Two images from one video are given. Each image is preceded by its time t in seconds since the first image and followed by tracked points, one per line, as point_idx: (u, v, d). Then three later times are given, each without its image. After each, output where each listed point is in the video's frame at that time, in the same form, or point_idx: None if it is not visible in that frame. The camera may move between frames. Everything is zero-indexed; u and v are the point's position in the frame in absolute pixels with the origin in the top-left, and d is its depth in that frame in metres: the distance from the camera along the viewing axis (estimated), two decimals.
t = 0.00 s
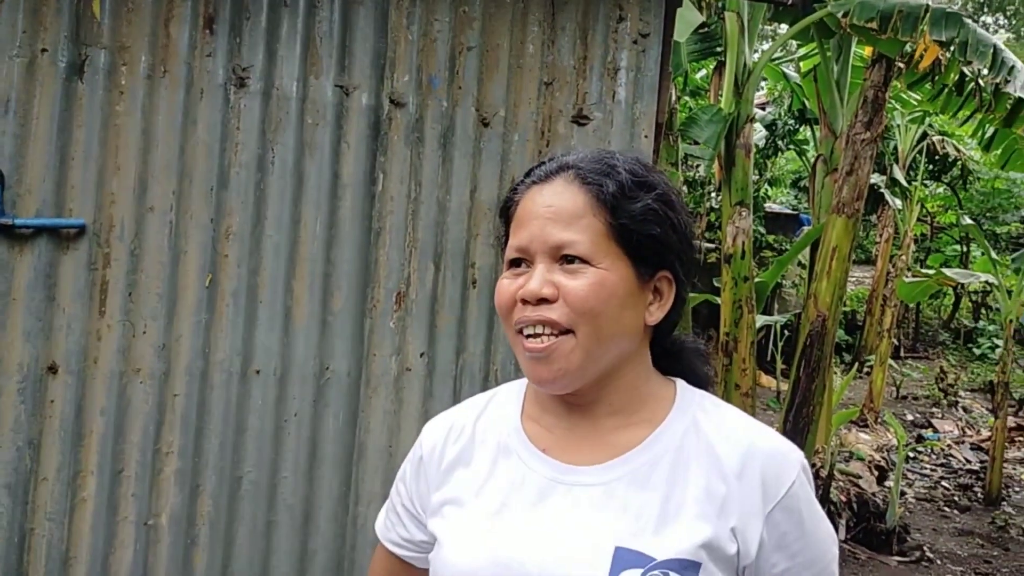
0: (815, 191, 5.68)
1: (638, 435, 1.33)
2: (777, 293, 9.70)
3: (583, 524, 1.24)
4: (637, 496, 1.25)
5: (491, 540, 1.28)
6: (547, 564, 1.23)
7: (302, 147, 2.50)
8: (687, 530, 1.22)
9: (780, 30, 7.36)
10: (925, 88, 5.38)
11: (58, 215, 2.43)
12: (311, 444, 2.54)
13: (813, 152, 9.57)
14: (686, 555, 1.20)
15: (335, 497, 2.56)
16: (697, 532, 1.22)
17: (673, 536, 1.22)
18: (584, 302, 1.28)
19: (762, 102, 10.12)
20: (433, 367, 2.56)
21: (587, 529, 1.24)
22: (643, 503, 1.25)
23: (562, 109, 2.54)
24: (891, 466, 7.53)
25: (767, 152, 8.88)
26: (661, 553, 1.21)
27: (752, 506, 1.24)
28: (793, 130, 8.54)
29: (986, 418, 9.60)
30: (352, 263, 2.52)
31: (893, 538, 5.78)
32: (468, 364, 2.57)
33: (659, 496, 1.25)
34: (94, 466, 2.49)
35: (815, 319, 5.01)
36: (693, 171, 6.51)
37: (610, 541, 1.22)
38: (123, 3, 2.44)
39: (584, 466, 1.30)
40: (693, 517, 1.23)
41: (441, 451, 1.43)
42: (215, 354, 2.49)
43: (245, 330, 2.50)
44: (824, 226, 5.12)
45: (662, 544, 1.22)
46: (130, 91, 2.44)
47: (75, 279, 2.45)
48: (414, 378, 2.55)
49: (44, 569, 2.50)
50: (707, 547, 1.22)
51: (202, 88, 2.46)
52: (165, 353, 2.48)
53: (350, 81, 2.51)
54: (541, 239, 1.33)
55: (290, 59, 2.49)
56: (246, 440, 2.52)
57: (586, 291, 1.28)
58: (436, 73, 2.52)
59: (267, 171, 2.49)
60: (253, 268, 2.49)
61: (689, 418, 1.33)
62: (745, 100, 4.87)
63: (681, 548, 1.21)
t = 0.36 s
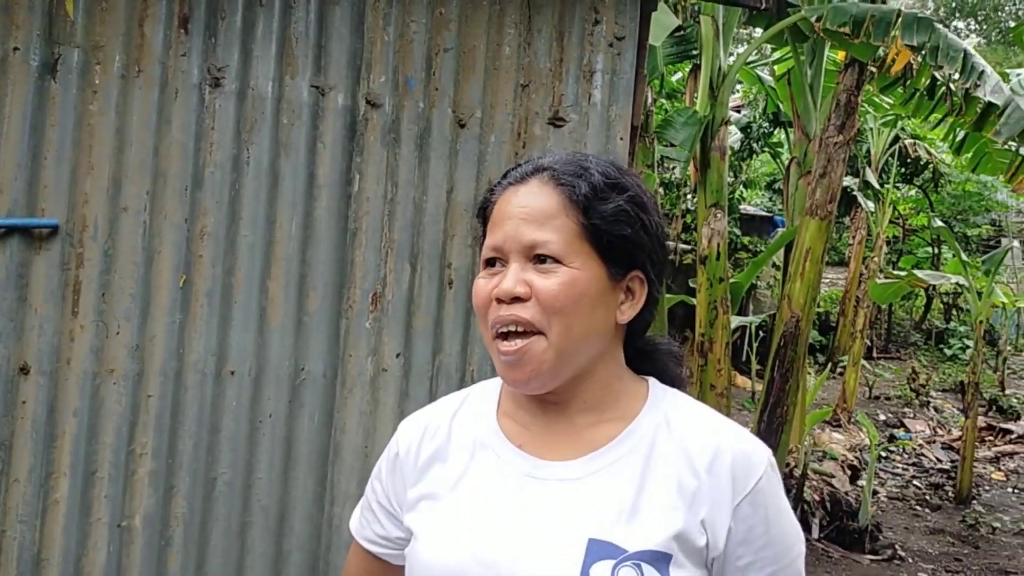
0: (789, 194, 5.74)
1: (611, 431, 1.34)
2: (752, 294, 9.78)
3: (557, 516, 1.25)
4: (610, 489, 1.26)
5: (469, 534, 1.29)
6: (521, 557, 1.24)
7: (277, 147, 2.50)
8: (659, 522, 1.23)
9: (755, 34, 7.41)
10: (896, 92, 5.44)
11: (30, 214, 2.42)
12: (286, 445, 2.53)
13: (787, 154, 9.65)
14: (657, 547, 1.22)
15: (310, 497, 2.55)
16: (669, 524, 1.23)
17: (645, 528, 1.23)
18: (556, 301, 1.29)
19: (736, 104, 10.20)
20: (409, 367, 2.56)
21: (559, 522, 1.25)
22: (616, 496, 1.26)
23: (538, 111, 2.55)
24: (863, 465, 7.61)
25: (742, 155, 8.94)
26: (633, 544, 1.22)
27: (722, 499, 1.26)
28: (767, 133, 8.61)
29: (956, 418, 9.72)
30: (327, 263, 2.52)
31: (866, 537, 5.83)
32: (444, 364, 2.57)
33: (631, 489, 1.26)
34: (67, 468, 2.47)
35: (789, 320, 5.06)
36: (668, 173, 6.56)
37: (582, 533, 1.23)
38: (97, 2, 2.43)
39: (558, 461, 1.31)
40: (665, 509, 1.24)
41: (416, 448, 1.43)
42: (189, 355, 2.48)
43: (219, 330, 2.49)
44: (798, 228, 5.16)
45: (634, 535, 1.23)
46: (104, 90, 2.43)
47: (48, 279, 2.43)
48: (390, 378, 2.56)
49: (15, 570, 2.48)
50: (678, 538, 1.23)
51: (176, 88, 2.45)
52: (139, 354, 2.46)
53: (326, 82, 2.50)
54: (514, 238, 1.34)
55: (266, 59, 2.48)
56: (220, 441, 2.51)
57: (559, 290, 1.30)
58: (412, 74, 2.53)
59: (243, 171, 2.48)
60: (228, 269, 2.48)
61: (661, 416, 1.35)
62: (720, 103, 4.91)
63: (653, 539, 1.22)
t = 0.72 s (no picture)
0: (766, 196, 5.78)
1: (590, 434, 1.35)
2: (729, 295, 9.85)
3: (536, 517, 1.26)
4: (589, 490, 1.27)
5: (448, 534, 1.29)
6: (500, 557, 1.24)
7: (254, 148, 2.49)
8: (635, 522, 1.24)
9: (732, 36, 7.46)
10: (872, 95, 5.50)
11: (3, 214, 2.39)
12: (262, 447, 2.53)
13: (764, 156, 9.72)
14: (633, 547, 1.22)
15: (287, 499, 2.55)
16: (645, 524, 1.24)
17: (623, 528, 1.24)
18: (546, 309, 1.30)
19: (714, 106, 10.26)
20: (386, 369, 2.56)
21: (537, 523, 1.25)
22: (595, 496, 1.26)
23: (516, 114, 2.56)
24: (839, 465, 7.68)
25: (720, 157, 8.99)
26: (611, 544, 1.23)
27: (697, 500, 1.27)
28: (745, 135, 8.66)
29: (930, 418, 9.83)
30: (304, 264, 2.52)
31: (840, 536, 5.89)
32: (421, 366, 2.58)
33: (609, 490, 1.27)
34: (40, 470, 2.45)
35: (766, 321, 5.09)
36: (647, 175, 6.59)
37: (560, 533, 1.24)
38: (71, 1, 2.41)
39: (537, 463, 1.32)
40: (641, 510, 1.25)
41: (395, 450, 1.43)
42: (165, 356, 2.47)
43: (195, 332, 2.48)
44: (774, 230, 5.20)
45: (613, 536, 1.23)
46: (79, 90, 2.41)
47: (21, 279, 2.41)
48: (367, 380, 2.56)
49: None
50: (654, 538, 1.24)
51: (152, 88, 2.44)
52: (114, 356, 2.45)
53: (304, 83, 2.50)
54: (505, 245, 1.34)
55: (243, 60, 2.47)
56: (196, 443, 2.50)
57: (548, 298, 1.30)
58: (390, 76, 2.53)
59: (219, 171, 2.47)
60: (204, 270, 2.47)
61: (638, 419, 1.36)
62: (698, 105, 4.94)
63: (630, 539, 1.23)
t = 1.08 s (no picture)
0: (751, 197, 5.79)
1: (581, 435, 1.34)
2: (715, 296, 9.88)
3: (528, 517, 1.25)
4: (581, 491, 1.27)
5: (437, 533, 1.27)
6: (491, 556, 1.23)
7: (238, 147, 2.47)
8: (626, 523, 1.24)
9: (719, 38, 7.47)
10: (857, 97, 5.51)
11: None
12: (245, 449, 2.51)
13: (750, 157, 9.74)
14: (625, 546, 1.22)
15: (270, 501, 2.53)
16: (636, 525, 1.24)
17: (615, 529, 1.24)
18: (546, 312, 1.28)
19: (700, 108, 10.28)
20: (370, 369, 2.55)
21: (530, 523, 1.25)
22: (587, 498, 1.26)
23: (501, 113, 2.55)
24: (823, 466, 7.71)
25: (705, 158, 9.01)
26: (603, 543, 1.22)
27: (687, 502, 1.27)
28: (731, 137, 8.69)
29: (914, 419, 9.88)
30: (288, 264, 2.50)
31: (825, 537, 5.91)
32: (406, 366, 2.57)
33: (601, 492, 1.27)
34: (20, 472, 2.42)
35: (751, 322, 5.11)
36: (633, 176, 6.59)
37: (552, 532, 1.23)
38: None
39: (529, 463, 1.31)
40: (632, 511, 1.25)
41: (382, 450, 1.42)
42: (147, 357, 2.45)
43: (178, 332, 2.46)
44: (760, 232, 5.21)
45: (605, 537, 1.23)
46: (60, 88, 2.39)
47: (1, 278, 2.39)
48: (351, 381, 2.54)
49: None
50: (646, 539, 1.24)
51: (134, 86, 2.41)
52: (95, 356, 2.42)
53: (288, 81, 2.49)
54: (505, 246, 1.32)
55: (226, 58, 2.45)
56: (178, 444, 2.48)
57: (549, 301, 1.29)
58: (375, 75, 2.51)
59: (202, 170, 2.45)
60: (187, 269, 2.45)
61: (627, 422, 1.36)
62: (684, 106, 4.94)
63: (621, 539, 1.23)
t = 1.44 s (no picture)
0: (741, 198, 5.81)
1: (574, 439, 1.35)
2: (705, 298, 9.90)
3: (525, 520, 1.26)
4: (576, 496, 1.28)
5: (431, 535, 1.27)
6: (487, 559, 1.23)
7: (230, 148, 2.47)
8: (622, 529, 1.26)
9: (710, 40, 7.49)
10: (846, 100, 5.53)
11: None
12: (237, 450, 2.50)
13: (741, 159, 9.77)
14: (621, 551, 1.24)
15: (262, 502, 2.53)
16: (631, 532, 1.26)
17: (612, 534, 1.25)
18: (549, 315, 1.29)
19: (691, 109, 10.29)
20: (363, 370, 2.56)
21: (526, 526, 1.25)
22: (582, 503, 1.27)
23: (494, 115, 2.56)
24: (813, 467, 7.75)
25: (696, 160, 9.03)
26: (600, 548, 1.24)
27: (678, 508, 1.29)
28: (722, 139, 8.71)
29: (903, 420, 9.93)
30: (280, 265, 2.50)
31: (815, 537, 5.93)
32: (398, 367, 2.58)
33: (596, 497, 1.28)
34: (10, 474, 2.41)
35: (741, 324, 5.11)
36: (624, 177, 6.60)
37: (549, 536, 1.24)
38: None
39: (523, 466, 1.31)
40: (627, 518, 1.27)
41: (372, 450, 1.41)
42: (139, 358, 2.44)
43: (169, 333, 2.45)
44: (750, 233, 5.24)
45: (602, 542, 1.24)
46: (51, 88, 2.38)
47: None
48: (344, 382, 2.55)
49: None
50: (641, 544, 1.26)
51: (127, 86, 2.41)
52: (87, 357, 2.41)
53: (281, 82, 2.48)
54: (511, 247, 1.32)
55: (219, 58, 2.45)
56: (169, 445, 2.47)
57: (552, 304, 1.29)
58: (368, 76, 2.51)
59: (195, 171, 2.45)
60: (179, 270, 2.45)
61: (620, 426, 1.37)
62: (675, 108, 4.95)
63: (618, 545, 1.24)
